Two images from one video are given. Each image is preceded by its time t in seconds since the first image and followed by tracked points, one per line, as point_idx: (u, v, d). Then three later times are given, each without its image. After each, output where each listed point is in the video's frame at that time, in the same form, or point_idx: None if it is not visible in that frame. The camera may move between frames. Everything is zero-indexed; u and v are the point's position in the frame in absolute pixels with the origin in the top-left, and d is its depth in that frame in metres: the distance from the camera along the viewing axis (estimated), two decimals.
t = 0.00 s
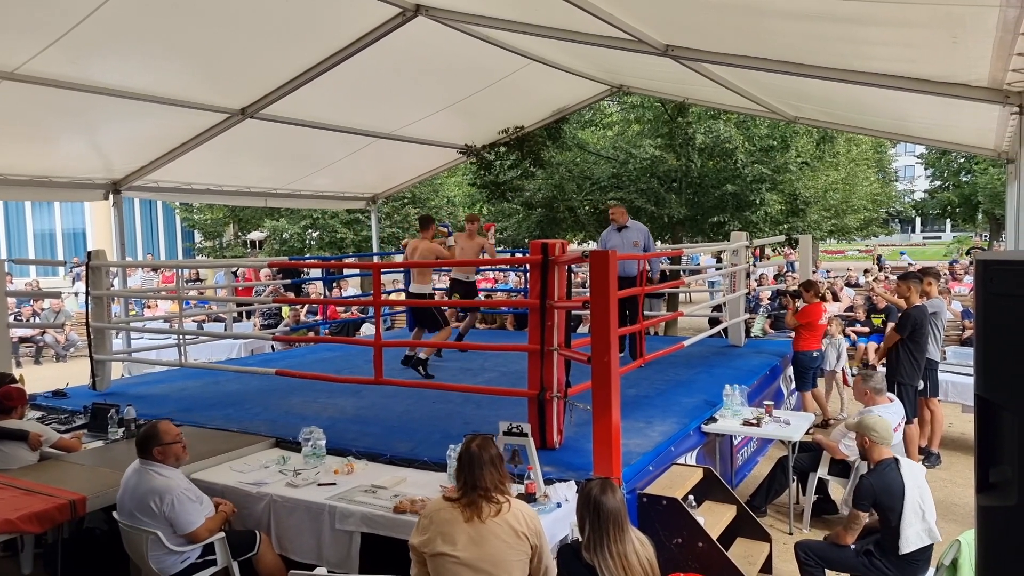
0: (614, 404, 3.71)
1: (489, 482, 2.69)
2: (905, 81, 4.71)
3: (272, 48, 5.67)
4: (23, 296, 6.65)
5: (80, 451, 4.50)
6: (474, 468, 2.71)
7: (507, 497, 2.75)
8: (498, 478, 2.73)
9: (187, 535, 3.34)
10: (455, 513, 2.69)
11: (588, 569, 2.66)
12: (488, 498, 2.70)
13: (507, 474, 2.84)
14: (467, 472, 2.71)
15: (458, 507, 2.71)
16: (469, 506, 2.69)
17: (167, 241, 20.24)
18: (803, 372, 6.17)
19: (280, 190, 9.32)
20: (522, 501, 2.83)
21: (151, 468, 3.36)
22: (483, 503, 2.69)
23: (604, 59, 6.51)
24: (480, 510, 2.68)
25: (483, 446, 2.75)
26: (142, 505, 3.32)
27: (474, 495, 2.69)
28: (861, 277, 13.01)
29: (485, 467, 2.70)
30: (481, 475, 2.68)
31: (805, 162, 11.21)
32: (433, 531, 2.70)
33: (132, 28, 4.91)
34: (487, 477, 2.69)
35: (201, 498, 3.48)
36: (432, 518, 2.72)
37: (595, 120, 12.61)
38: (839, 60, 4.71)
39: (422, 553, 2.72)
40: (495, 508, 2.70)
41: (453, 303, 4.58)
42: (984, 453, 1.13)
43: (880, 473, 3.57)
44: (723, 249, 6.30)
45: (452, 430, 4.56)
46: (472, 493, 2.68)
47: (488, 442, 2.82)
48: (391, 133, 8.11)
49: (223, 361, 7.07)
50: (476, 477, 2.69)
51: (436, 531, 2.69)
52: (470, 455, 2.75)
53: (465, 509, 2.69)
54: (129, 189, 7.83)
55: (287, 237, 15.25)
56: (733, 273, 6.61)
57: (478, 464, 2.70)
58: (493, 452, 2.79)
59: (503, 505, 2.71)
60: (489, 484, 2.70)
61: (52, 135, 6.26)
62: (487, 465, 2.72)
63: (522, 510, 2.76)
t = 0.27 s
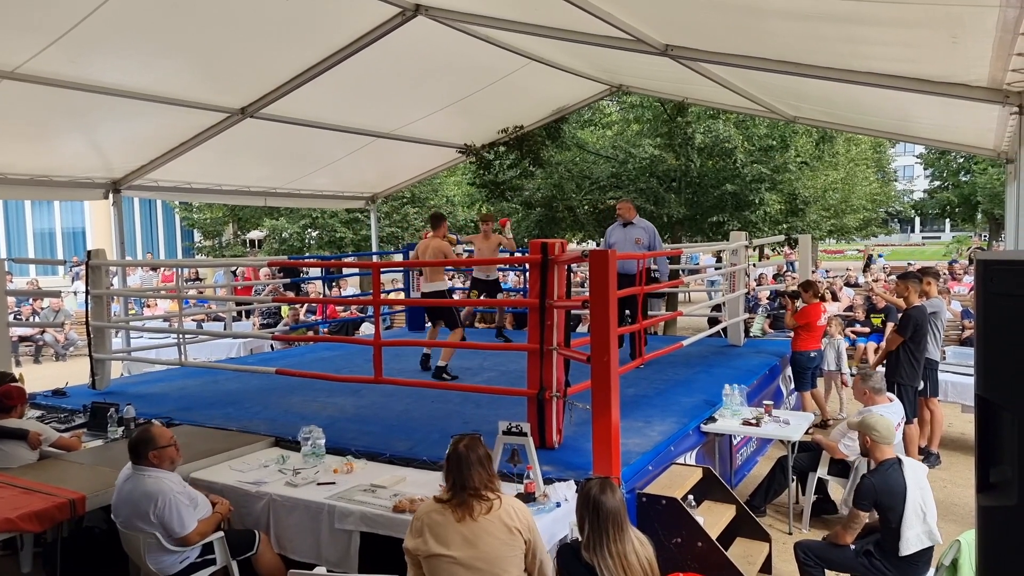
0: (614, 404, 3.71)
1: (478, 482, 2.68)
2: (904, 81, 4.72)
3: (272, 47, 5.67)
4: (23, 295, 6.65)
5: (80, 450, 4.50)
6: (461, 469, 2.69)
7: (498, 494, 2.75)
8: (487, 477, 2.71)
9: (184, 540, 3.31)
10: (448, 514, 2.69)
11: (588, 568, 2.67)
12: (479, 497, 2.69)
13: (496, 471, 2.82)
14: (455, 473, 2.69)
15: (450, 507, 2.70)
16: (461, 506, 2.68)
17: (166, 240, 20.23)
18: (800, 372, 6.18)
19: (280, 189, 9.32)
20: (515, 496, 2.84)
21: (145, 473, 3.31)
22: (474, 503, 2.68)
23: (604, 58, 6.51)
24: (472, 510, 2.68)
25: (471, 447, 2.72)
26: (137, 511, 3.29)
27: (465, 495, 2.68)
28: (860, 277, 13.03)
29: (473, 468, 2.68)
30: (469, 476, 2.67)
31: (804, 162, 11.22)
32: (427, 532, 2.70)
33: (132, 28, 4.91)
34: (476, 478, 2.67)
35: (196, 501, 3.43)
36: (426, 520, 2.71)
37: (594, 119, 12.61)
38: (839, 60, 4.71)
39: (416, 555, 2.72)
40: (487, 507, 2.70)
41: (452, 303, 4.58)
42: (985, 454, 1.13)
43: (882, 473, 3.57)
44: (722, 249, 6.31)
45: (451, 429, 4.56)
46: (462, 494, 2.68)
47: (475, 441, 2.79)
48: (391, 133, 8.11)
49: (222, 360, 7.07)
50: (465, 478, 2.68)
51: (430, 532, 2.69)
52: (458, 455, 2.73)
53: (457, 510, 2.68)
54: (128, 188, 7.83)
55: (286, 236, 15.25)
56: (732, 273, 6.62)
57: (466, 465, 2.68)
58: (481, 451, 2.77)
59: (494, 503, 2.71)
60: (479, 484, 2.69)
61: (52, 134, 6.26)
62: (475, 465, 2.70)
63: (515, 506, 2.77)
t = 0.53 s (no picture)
0: (613, 404, 3.72)
1: (469, 481, 2.69)
2: (903, 82, 4.73)
3: (272, 46, 5.67)
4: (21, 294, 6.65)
5: (79, 448, 4.50)
6: (450, 469, 2.69)
7: (490, 490, 2.76)
8: (477, 475, 2.72)
9: (181, 542, 3.30)
10: (441, 514, 2.69)
11: (588, 569, 2.67)
12: (470, 496, 2.69)
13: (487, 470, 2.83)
14: (446, 473, 2.69)
15: (443, 507, 2.70)
16: (454, 506, 2.68)
17: (165, 239, 20.21)
18: (800, 372, 6.22)
19: (279, 188, 9.32)
20: (508, 493, 2.84)
21: (141, 477, 3.30)
22: (466, 503, 2.69)
23: (603, 58, 6.52)
24: (465, 508, 2.68)
25: (459, 447, 2.71)
26: (134, 515, 3.29)
27: (456, 495, 2.68)
28: (859, 277, 13.05)
29: (463, 467, 2.68)
30: (459, 476, 2.67)
31: (803, 162, 11.23)
32: (421, 533, 2.70)
33: (131, 26, 4.91)
34: (466, 477, 2.68)
35: (195, 502, 3.43)
36: (419, 521, 2.71)
37: (593, 120, 12.62)
38: (838, 61, 4.72)
39: (412, 556, 2.72)
40: (479, 506, 2.70)
41: (452, 302, 4.58)
42: (985, 454, 1.14)
43: (878, 474, 3.60)
44: (721, 249, 6.31)
45: (450, 429, 4.57)
46: (454, 494, 2.68)
47: (464, 440, 2.79)
48: (390, 132, 8.11)
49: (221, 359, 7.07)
50: (455, 477, 2.68)
51: (425, 532, 2.69)
52: (447, 456, 2.73)
53: (449, 509, 2.68)
54: (127, 187, 7.83)
55: (285, 236, 15.25)
56: (731, 273, 6.62)
57: (456, 465, 2.68)
58: (470, 451, 2.77)
59: (486, 502, 2.71)
60: (469, 483, 2.69)
61: (51, 133, 6.26)
62: (464, 465, 2.70)
63: (508, 503, 2.77)
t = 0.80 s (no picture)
0: (613, 405, 3.72)
1: (463, 481, 2.69)
2: (903, 85, 4.73)
3: (272, 46, 5.67)
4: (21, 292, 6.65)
5: (78, 447, 4.50)
6: (443, 470, 2.68)
7: (485, 489, 2.76)
8: (471, 475, 2.72)
9: (181, 542, 3.31)
10: (436, 514, 2.69)
11: (587, 569, 2.68)
12: (465, 496, 2.69)
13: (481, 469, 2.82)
14: (440, 473, 2.69)
15: (437, 506, 2.70)
16: (449, 505, 2.69)
17: (164, 238, 20.20)
18: (804, 374, 6.25)
19: (279, 188, 9.32)
20: (504, 492, 2.84)
21: (141, 477, 3.30)
22: (461, 503, 2.69)
23: (604, 59, 6.53)
24: (460, 507, 2.68)
25: (452, 447, 2.71)
26: (133, 515, 3.29)
27: (452, 495, 2.68)
28: (859, 279, 13.06)
29: (457, 468, 2.68)
30: (453, 477, 2.67)
31: (803, 164, 11.24)
32: (417, 533, 2.70)
33: (132, 26, 4.91)
34: (460, 478, 2.68)
35: (194, 501, 3.43)
36: (415, 521, 2.71)
37: (594, 121, 12.63)
38: (838, 63, 4.73)
39: (409, 555, 2.72)
40: (474, 505, 2.70)
41: (452, 302, 4.58)
42: (985, 456, 1.14)
43: (873, 475, 3.61)
44: (721, 250, 6.31)
45: (450, 429, 4.57)
46: (448, 494, 2.68)
47: (457, 440, 2.79)
48: (391, 132, 8.12)
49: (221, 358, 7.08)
50: (450, 477, 2.68)
51: (421, 532, 2.69)
52: (441, 457, 2.72)
53: (444, 509, 2.68)
54: (128, 185, 7.83)
55: (285, 235, 15.25)
56: (731, 275, 6.62)
57: (450, 466, 2.68)
58: (463, 451, 2.77)
59: (482, 501, 2.71)
60: (463, 483, 2.69)
61: (51, 131, 6.26)
62: (459, 465, 2.70)
63: (503, 502, 2.78)
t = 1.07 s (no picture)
0: (612, 406, 3.72)
1: (461, 481, 2.69)
2: (904, 86, 4.73)
3: (273, 46, 5.68)
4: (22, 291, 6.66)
5: (78, 446, 4.51)
6: (441, 471, 2.68)
7: (484, 488, 2.76)
8: (469, 475, 2.72)
9: (181, 542, 3.32)
10: (435, 514, 2.69)
11: (587, 569, 2.68)
12: (463, 496, 2.69)
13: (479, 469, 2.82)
14: (437, 474, 2.69)
15: (436, 506, 2.70)
16: (447, 505, 2.69)
17: (165, 237, 20.22)
18: (808, 374, 6.25)
19: (279, 188, 9.33)
20: (502, 491, 2.84)
21: (139, 478, 3.30)
22: (460, 502, 2.69)
23: (604, 60, 6.52)
24: (459, 507, 2.68)
25: (449, 448, 2.71)
26: (132, 515, 3.28)
27: (450, 495, 2.68)
28: (859, 280, 13.06)
29: (455, 468, 2.68)
30: (451, 477, 2.67)
31: (803, 165, 11.24)
32: (416, 533, 2.70)
33: (133, 26, 4.92)
34: (458, 478, 2.68)
35: (193, 501, 3.44)
36: (414, 521, 2.71)
37: (594, 121, 12.63)
38: (838, 64, 4.72)
39: (408, 555, 2.73)
40: (473, 505, 2.70)
41: (452, 303, 4.58)
42: (985, 458, 1.16)
43: (870, 476, 3.60)
44: (721, 251, 6.31)
45: (449, 429, 4.57)
46: (446, 495, 2.68)
47: (454, 440, 2.78)
48: (391, 132, 8.12)
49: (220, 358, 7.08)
50: (447, 477, 2.68)
51: (420, 532, 2.69)
52: (438, 457, 2.72)
53: (443, 509, 2.68)
54: (128, 185, 7.84)
55: (285, 235, 15.25)
56: (731, 276, 6.62)
57: (448, 466, 2.67)
58: (460, 451, 2.76)
59: (480, 501, 2.72)
60: (461, 483, 2.69)
61: (52, 131, 6.26)
62: (456, 465, 2.70)
63: (501, 501, 2.78)
